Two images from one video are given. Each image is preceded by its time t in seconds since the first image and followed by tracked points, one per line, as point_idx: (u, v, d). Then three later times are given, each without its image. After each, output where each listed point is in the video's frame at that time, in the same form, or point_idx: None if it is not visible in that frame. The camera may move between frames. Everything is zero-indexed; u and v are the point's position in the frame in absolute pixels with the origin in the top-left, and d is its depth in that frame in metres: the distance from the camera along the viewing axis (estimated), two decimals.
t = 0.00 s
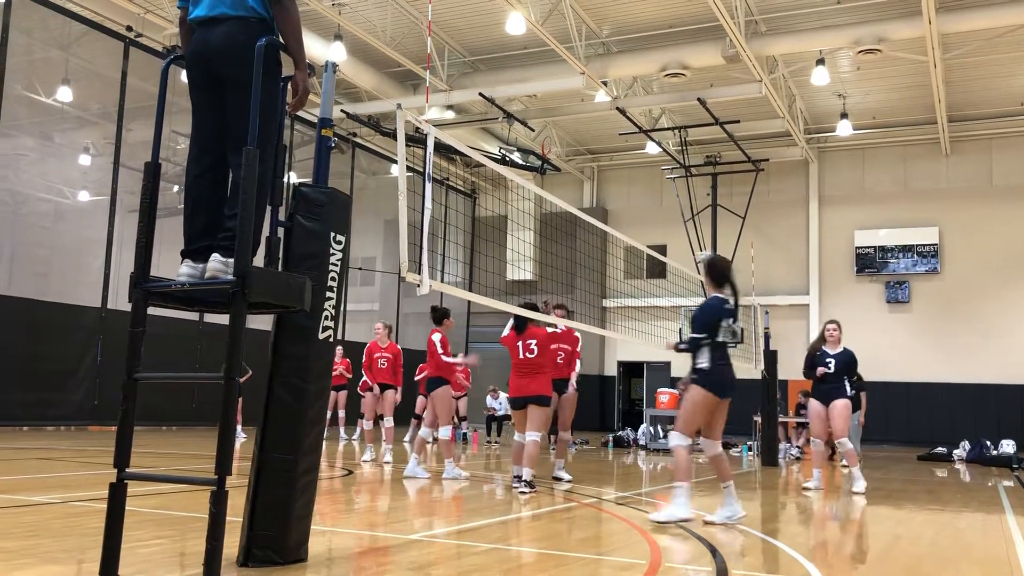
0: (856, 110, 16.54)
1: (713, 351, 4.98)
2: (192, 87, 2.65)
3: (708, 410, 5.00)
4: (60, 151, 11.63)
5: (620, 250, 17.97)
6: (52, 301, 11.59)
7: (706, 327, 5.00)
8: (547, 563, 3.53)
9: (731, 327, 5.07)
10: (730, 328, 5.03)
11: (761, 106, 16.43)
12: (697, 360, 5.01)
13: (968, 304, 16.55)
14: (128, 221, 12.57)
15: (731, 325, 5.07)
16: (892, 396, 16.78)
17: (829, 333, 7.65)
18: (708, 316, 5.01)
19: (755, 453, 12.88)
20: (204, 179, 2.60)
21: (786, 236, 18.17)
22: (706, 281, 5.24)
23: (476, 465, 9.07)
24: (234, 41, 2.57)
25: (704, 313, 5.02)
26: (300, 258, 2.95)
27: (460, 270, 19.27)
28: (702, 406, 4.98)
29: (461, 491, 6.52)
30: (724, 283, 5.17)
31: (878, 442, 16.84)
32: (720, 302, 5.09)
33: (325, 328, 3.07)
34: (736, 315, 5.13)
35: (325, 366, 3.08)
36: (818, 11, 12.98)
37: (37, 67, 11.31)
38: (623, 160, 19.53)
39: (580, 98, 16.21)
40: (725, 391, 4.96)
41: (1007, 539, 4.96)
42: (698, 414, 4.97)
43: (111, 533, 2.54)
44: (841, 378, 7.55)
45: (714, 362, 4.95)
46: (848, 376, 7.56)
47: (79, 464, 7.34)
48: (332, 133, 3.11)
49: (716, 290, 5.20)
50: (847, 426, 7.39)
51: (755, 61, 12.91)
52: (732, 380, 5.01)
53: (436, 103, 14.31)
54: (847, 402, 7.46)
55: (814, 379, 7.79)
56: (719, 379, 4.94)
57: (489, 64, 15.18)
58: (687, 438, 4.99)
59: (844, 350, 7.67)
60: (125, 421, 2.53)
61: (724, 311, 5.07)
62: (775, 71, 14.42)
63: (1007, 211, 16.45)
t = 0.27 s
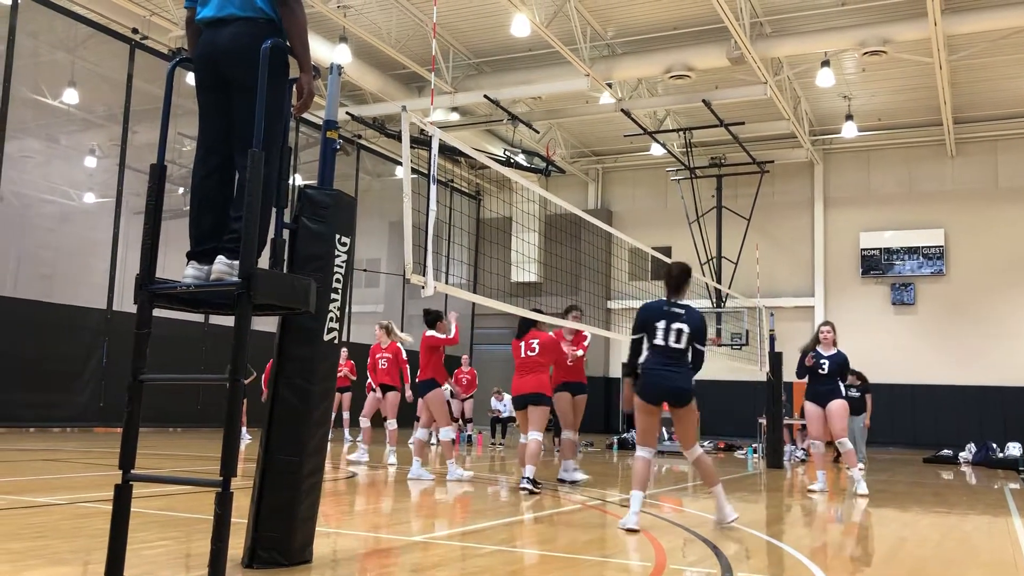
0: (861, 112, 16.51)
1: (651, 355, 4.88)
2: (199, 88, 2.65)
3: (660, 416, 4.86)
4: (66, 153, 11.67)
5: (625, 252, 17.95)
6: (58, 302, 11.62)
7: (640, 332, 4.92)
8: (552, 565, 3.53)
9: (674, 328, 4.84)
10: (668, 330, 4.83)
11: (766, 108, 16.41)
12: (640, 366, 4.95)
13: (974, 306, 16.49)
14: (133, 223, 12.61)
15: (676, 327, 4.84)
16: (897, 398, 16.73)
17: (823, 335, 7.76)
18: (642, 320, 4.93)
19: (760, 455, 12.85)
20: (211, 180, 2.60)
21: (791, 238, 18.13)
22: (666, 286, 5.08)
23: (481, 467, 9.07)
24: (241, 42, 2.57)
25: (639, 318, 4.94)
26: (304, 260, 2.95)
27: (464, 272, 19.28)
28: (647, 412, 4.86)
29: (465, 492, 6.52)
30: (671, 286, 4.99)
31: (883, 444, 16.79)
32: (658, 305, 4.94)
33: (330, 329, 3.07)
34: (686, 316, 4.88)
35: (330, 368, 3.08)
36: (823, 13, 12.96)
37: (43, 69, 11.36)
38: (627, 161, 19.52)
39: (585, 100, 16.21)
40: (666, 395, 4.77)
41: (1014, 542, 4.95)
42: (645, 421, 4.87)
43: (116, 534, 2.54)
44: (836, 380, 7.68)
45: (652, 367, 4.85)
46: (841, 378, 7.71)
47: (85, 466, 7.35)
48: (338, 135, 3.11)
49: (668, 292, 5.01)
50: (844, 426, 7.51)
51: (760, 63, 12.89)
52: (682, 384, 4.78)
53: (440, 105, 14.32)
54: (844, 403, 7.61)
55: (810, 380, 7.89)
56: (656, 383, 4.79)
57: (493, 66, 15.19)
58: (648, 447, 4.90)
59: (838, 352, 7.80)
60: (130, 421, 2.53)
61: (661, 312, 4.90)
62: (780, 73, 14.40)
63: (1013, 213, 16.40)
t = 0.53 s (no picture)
0: (866, 114, 16.49)
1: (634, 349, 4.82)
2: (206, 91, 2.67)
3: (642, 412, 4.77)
4: (72, 156, 11.71)
5: (629, 254, 17.93)
6: (64, 305, 11.65)
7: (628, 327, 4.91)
8: (557, 567, 3.52)
9: (659, 322, 4.78)
10: (655, 325, 4.78)
11: (771, 110, 16.39)
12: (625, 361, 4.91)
13: (980, 308, 16.44)
14: (139, 226, 12.65)
15: (662, 320, 4.77)
16: (903, 401, 16.67)
17: (824, 337, 7.84)
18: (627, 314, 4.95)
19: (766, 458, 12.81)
20: (216, 183, 2.61)
21: (796, 240, 18.10)
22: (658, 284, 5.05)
23: (486, 470, 9.06)
24: (249, 44, 2.59)
25: (626, 313, 4.94)
26: (309, 262, 2.95)
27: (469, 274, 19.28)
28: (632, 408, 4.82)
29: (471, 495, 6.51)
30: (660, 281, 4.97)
31: (889, 447, 16.73)
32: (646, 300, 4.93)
33: (335, 332, 3.06)
34: (671, 309, 4.80)
35: (336, 370, 3.08)
36: (827, 15, 12.95)
37: (49, 73, 11.42)
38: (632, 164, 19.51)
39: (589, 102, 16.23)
40: (641, 388, 4.64)
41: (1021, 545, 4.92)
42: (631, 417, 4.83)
43: (122, 537, 2.54)
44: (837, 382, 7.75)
45: (634, 360, 4.76)
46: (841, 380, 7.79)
47: (91, 469, 7.36)
48: (342, 138, 3.10)
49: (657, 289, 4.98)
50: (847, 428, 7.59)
51: (765, 65, 12.89)
52: (659, 377, 4.62)
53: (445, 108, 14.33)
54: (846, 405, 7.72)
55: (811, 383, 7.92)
56: (633, 375, 4.69)
57: (498, 69, 15.20)
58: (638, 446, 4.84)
59: (837, 353, 7.88)
60: (136, 425, 2.53)
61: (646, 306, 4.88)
62: (785, 74, 14.38)
63: (1019, 214, 16.36)
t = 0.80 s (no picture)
0: (871, 117, 16.46)
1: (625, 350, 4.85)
2: (212, 96, 2.67)
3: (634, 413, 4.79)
4: (78, 161, 11.75)
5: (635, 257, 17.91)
6: (71, 310, 11.69)
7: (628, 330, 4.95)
8: (562, 571, 3.51)
9: (650, 322, 4.75)
10: (647, 324, 4.76)
11: (776, 112, 16.36)
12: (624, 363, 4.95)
13: (988, 311, 16.36)
14: (145, 231, 12.69)
15: (653, 320, 4.75)
16: (910, 403, 16.60)
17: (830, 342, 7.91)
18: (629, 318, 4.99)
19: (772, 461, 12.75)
20: (223, 187, 2.61)
21: (802, 243, 18.05)
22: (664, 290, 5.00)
23: (491, 474, 9.05)
24: (258, 49, 2.60)
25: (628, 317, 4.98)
26: (315, 266, 2.94)
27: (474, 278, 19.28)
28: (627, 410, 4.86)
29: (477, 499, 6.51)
30: (663, 284, 4.95)
31: (896, 450, 16.65)
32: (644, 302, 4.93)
33: (340, 336, 3.06)
34: (663, 309, 4.75)
35: (342, 374, 3.08)
36: (832, 17, 12.93)
37: (55, 79, 11.48)
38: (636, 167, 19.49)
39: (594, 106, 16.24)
40: (623, 386, 4.68)
41: None
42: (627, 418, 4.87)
43: (128, 541, 2.54)
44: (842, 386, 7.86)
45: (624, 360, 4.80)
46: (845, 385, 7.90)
47: (97, 473, 7.37)
48: (347, 142, 3.09)
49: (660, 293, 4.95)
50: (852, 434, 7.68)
51: (770, 68, 12.89)
52: (640, 374, 4.61)
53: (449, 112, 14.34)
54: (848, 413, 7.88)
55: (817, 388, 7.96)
56: (620, 374, 4.75)
57: (503, 73, 15.22)
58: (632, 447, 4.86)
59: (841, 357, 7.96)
60: (142, 429, 2.53)
61: (642, 307, 4.88)
62: (790, 77, 14.36)
63: None
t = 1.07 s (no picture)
0: (876, 119, 16.42)
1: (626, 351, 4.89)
2: (220, 100, 2.68)
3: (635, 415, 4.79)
4: (85, 166, 11.79)
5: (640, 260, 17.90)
6: (77, 314, 11.72)
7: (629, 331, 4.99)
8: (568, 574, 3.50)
9: (646, 320, 4.77)
10: (643, 322, 4.79)
11: (781, 114, 16.33)
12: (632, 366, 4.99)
13: (995, 313, 16.30)
14: (152, 235, 12.72)
15: (647, 318, 4.77)
16: (917, 406, 16.54)
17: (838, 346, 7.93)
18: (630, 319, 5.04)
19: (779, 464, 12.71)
20: (229, 192, 2.61)
21: (808, 245, 18.00)
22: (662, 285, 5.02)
23: (497, 477, 9.04)
24: (266, 53, 2.61)
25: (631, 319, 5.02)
26: (321, 270, 2.93)
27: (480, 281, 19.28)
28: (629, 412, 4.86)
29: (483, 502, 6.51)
30: (658, 281, 4.97)
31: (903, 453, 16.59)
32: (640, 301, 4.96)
33: (346, 339, 3.05)
34: (657, 305, 4.75)
35: (349, 377, 3.07)
36: (837, 19, 12.91)
37: (62, 84, 11.53)
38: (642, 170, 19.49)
39: (599, 109, 16.24)
40: (622, 387, 4.72)
41: None
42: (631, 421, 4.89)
43: (136, 546, 2.54)
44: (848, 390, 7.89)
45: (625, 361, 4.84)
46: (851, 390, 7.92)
47: (104, 477, 7.38)
48: (353, 146, 3.08)
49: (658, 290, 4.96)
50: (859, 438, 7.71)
51: (775, 70, 12.88)
52: (639, 374, 4.62)
53: (455, 115, 14.35)
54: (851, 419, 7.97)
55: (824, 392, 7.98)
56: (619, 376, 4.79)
57: (507, 76, 15.23)
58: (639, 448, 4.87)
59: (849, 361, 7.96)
60: (149, 433, 2.53)
61: (638, 306, 4.90)
62: (795, 79, 14.35)
63: None
